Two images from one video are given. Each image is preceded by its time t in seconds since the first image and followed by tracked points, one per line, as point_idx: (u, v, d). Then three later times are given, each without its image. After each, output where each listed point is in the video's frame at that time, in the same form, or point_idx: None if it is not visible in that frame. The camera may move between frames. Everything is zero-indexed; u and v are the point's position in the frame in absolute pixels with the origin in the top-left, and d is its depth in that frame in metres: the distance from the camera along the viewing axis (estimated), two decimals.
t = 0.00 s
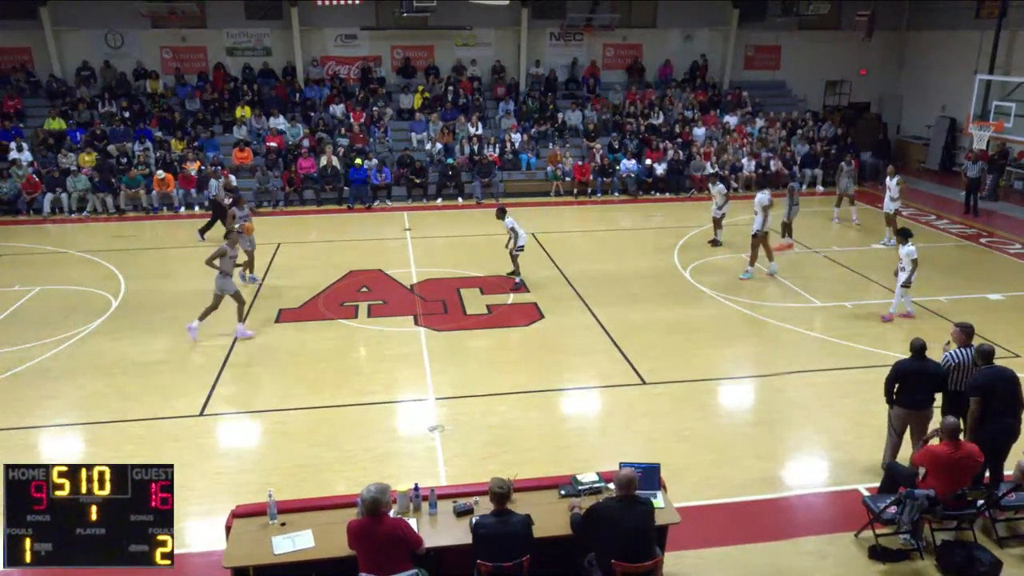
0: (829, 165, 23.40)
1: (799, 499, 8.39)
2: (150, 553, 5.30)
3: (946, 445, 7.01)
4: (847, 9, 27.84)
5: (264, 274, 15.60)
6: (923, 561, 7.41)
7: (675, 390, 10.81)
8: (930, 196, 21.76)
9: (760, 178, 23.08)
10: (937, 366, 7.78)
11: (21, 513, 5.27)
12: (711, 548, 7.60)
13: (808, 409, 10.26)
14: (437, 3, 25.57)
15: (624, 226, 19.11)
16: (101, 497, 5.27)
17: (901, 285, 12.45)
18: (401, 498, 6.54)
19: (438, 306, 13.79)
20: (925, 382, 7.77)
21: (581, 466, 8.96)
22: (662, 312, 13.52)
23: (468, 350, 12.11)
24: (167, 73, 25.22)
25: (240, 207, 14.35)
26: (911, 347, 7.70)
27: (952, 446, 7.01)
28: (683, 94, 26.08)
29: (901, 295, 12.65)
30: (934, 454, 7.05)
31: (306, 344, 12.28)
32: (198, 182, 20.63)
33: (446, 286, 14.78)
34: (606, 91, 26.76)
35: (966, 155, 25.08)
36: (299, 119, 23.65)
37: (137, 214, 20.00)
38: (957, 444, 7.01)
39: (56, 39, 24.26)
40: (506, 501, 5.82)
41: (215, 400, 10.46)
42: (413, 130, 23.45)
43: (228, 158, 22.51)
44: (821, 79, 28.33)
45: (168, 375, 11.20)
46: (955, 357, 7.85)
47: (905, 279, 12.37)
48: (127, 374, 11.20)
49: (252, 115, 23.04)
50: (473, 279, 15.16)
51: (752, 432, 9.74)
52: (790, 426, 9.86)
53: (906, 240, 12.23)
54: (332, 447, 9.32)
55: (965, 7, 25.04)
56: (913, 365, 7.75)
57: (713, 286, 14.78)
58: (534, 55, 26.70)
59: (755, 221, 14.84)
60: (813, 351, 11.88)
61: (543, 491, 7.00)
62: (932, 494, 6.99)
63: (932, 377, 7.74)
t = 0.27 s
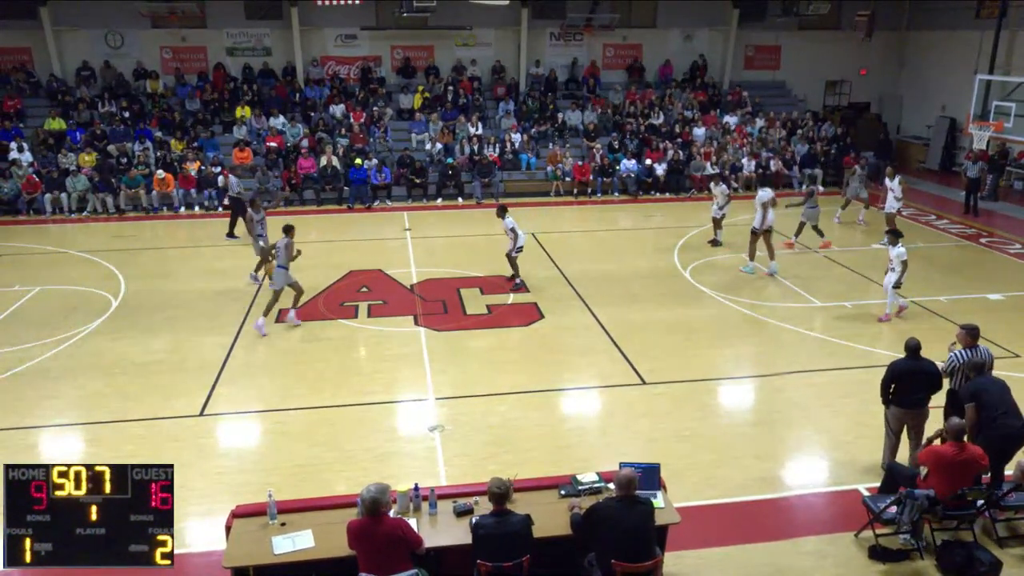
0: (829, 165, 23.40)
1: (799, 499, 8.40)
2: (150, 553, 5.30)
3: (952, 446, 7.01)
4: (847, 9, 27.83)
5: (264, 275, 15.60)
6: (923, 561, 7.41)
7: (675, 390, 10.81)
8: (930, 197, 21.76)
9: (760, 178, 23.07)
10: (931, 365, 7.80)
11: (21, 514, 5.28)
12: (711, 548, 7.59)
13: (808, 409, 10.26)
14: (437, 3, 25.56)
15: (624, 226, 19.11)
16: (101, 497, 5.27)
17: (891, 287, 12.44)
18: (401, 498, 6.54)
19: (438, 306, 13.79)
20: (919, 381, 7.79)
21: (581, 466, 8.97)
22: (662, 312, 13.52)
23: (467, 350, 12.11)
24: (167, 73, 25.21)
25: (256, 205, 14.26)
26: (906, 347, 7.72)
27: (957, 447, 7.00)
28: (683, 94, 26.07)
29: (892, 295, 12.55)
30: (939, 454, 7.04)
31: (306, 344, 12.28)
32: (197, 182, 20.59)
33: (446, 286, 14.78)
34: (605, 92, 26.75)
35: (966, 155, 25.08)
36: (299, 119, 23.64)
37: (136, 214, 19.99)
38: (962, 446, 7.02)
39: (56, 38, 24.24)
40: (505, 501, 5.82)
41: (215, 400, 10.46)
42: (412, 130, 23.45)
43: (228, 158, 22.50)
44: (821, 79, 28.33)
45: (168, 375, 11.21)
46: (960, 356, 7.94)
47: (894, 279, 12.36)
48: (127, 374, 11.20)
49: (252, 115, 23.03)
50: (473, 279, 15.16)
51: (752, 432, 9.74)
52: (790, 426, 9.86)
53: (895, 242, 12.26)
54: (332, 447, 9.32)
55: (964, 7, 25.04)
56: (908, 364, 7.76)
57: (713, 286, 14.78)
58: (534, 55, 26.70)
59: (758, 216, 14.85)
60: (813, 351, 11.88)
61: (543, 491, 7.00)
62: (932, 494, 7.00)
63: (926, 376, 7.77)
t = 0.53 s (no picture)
0: (830, 165, 23.40)
1: (799, 499, 8.40)
2: (150, 553, 5.30)
3: (954, 443, 7.02)
4: (847, 9, 27.82)
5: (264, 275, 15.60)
6: (923, 560, 7.41)
7: (675, 390, 10.81)
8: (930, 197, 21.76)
9: (760, 178, 23.08)
10: (930, 365, 7.79)
11: (22, 514, 5.29)
12: (711, 548, 7.60)
13: (808, 409, 10.25)
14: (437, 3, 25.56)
15: (624, 227, 19.11)
16: (100, 497, 5.27)
17: (884, 284, 12.53)
18: (401, 498, 6.54)
19: (438, 306, 13.79)
20: (917, 381, 7.77)
21: (581, 465, 8.97)
22: (662, 312, 13.52)
23: (467, 350, 12.10)
24: (167, 73, 25.20)
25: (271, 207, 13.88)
26: (906, 348, 7.67)
27: (959, 446, 6.98)
28: (683, 94, 26.07)
29: (885, 293, 12.69)
30: (942, 452, 7.03)
31: (306, 344, 12.28)
32: (198, 182, 20.59)
33: (446, 286, 14.78)
34: (606, 92, 26.74)
35: (966, 155, 25.07)
36: (299, 119, 23.63)
37: (137, 214, 19.99)
38: (965, 445, 7.01)
39: (56, 38, 24.24)
40: (505, 501, 5.82)
41: (215, 400, 10.46)
42: (412, 130, 23.44)
43: (228, 158, 22.50)
44: (821, 79, 28.32)
45: (168, 375, 11.21)
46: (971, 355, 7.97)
47: (887, 277, 12.41)
48: (127, 374, 11.20)
49: (252, 115, 23.04)
50: (473, 279, 15.16)
51: (752, 432, 9.74)
52: (790, 426, 9.86)
53: (888, 240, 12.27)
54: (332, 446, 9.32)
55: (964, 7, 25.05)
56: (906, 365, 7.74)
57: (713, 286, 14.78)
58: (534, 55, 26.69)
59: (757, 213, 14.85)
60: (813, 351, 11.88)
61: (543, 491, 7.00)
62: (932, 494, 7.01)
63: (923, 377, 7.75)
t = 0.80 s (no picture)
0: (822, 164, 23.48)
1: (792, 498, 8.42)
2: (150, 553, 5.28)
3: (942, 439, 7.10)
4: (838, 10, 27.92)
5: (257, 276, 15.56)
6: (916, 558, 7.46)
7: (668, 390, 10.82)
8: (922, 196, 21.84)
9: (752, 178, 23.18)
10: (926, 365, 7.81)
11: (22, 514, 5.25)
12: (706, 547, 7.61)
13: (801, 408, 10.29)
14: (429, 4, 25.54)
15: (617, 227, 19.12)
16: (101, 497, 5.24)
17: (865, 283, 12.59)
18: (395, 499, 6.53)
19: (431, 307, 13.77)
20: (912, 382, 7.79)
21: (575, 465, 8.97)
22: (656, 312, 13.54)
23: (461, 350, 12.10)
24: (159, 73, 25.10)
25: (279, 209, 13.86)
26: (902, 347, 7.73)
27: (949, 440, 7.04)
28: (675, 94, 26.11)
29: (872, 292, 12.69)
30: (931, 448, 7.13)
31: (299, 345, 12.26)
32: (189, 183, 20.49)
33: (439, 286, 14.76)
34: (598, 92, 26.76)
35: (957, 155, 25.20)
36: (292, 120, 23.56)
37: (128, 215, 19.90)
38: (955, 441, 7.07)
39: (46, 38, 24.12)
40: (498, 502, 5.82)
41: (208, 401, 10.43)
42: (405, 130, 23.40)
43: (220, 159, 22.42)
44: (812, 79, 28.41)
45: (161, 377, 11.16)
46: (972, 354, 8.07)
47: (870, 276, 12.47)
48: (120, 375, 11.16)
49: (244, 115, 22.99)
50: (467, 279, 15.16)
51: (746, 431, 9.76)
52: (783, 425, 9.89)
53: (868, 240, 12.33)
54: (326, 447, 9.30)
55: (955, 8, 25.16)
56: (901, 365, 7.78)
57: (706, 286, 14.81)
58: (527, 55, 26.70)
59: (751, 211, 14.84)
60: (806, 351, 11.91)
61: (537, 491, 7.00)
62: (923, 493, 7.08)
63: (918, 377, 7.76)
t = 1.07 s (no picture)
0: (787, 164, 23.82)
1: (762, 494, 8.53)
2: (150, 553, 5.17)
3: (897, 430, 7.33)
4: (801, 12, 28.37)
5: (224, 280, 15.35)
6: (882, 551, 7.62)
7: (639, 389, 10.88)
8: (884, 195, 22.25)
9: (719, 179, 23.40)
10: (902, 363, 8.01)
11: (21, 514, 5.12)
12: (679, 544, 7.67)
13: (769, 405, 10.43)
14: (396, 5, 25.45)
15: (586, 228, 19.21)
16: (101, 497, 5.13)
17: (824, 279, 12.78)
18: (368, 503, 6.48)
19: (402, 309, 13.71)
20: (889, 379, 7.97)
21: (548, 466, 8.99)
22: (626, 312, 13.62)
23: (432, 353, 12.06)
24: (121, 76, 24.66)
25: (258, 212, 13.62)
26: (880, 343, 7.93)
27: (903, 431, 7.28)
28: (643, 95, 26.32)
29: (828, 287, 12.94)
30: (887, 440, 7.37)
31: (268, 350, 12.12)
32: (154, 187, 20.15)
33: (410, 289, 14.70)
34: (567, 93, 26.86)
35: (917, 155, 25.72)
36: (258, 122, 23.29)
37: (91, 220, 19.52)
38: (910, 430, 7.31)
39: (3, 40, 23.57)
40: (471, 505, 5.82)
41: (176, 408, 10.26)
42: (373, 133, 23.27)
43: (184, 163, 22.09)
44: (776, 80, 28.81)
45: (128, 384, 10.95)
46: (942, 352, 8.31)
47: (829, 272, 12.68)
48: (85, 383, 10.94)
49: (209, 118, 22.69)
50: (437, 281, 15.12)
51: (716, 428, 9.86)
52: (751, 422, 10.01)
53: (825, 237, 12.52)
54: (298, 452, 9.21)
55: (914, 10, 25.71)
56: (878, 361, 7.95)
57: (675, 285, 14.94)
58: (495, 57, 26.71)
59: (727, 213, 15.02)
60: (774, 349, 12.07)
61: (511, 492, 7.00)
62: (888, 486, 7.21)
63: (897, 374, 7.94)
